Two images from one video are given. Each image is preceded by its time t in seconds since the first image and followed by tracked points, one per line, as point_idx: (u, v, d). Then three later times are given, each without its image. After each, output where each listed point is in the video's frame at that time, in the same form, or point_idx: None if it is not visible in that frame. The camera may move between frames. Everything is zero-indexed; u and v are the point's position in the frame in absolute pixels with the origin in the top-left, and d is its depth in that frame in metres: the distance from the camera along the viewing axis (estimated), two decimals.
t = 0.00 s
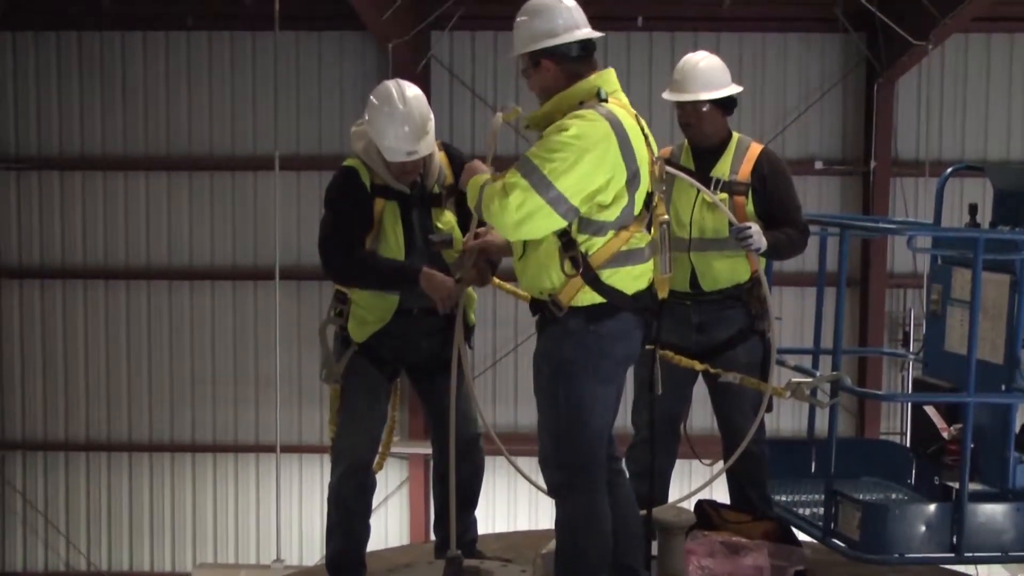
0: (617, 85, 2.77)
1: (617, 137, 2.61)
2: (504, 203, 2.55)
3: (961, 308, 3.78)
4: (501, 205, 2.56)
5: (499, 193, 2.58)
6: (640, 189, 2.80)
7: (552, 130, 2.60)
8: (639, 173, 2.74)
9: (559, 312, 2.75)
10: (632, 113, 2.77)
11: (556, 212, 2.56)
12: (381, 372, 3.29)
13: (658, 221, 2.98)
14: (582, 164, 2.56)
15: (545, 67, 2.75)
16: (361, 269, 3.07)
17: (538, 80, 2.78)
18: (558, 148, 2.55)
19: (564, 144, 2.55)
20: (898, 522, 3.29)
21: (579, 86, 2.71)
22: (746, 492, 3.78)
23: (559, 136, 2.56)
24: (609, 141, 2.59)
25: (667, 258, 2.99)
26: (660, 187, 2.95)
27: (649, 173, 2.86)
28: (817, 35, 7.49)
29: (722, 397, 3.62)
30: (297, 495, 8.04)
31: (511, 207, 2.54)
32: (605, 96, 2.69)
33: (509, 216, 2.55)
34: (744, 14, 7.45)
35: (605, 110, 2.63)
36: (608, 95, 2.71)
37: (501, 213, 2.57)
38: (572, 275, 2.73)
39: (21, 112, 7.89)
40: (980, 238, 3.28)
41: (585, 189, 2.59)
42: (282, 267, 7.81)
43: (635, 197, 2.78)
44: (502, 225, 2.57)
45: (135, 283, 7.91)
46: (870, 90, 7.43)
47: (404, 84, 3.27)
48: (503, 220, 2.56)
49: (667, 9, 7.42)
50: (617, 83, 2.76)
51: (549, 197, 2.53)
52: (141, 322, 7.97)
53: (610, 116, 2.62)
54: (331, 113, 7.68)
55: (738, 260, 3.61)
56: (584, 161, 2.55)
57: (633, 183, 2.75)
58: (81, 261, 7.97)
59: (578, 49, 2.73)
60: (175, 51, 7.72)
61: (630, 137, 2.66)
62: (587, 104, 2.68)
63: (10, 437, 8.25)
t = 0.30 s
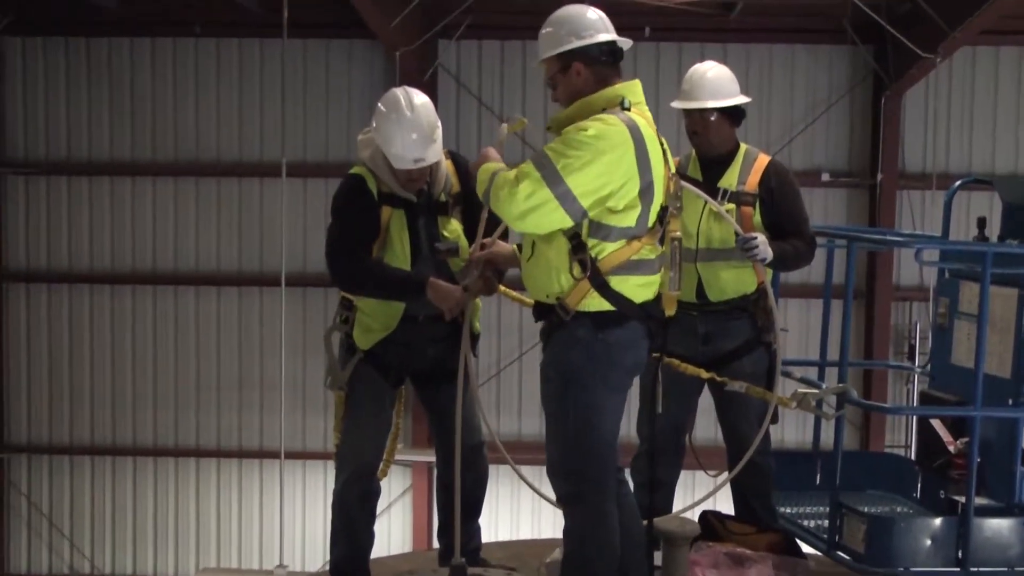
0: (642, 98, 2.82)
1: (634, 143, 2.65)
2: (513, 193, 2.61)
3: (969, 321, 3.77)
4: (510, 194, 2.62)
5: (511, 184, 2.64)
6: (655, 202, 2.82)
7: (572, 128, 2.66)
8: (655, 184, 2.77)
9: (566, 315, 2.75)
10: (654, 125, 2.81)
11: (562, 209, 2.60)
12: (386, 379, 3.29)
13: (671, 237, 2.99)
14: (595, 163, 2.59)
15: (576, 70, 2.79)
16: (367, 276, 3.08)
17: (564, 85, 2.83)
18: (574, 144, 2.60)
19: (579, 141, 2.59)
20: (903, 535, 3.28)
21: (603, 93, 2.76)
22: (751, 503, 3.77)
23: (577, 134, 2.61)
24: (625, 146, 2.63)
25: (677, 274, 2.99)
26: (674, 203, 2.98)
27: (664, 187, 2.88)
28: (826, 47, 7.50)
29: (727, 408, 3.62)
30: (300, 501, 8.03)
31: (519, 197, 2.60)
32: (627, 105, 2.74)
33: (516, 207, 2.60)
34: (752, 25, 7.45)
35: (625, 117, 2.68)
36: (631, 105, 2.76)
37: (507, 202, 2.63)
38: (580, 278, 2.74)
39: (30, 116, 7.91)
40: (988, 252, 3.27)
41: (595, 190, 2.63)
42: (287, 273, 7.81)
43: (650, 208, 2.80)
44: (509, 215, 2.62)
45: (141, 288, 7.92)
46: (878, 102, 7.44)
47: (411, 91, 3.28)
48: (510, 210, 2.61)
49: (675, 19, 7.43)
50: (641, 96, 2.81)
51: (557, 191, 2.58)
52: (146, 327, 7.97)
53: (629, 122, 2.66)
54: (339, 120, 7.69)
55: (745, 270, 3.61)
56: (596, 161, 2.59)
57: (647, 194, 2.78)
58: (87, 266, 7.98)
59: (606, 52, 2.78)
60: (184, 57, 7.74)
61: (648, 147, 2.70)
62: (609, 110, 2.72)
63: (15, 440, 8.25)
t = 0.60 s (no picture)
0: (661, 95, 2.83)
1: (656, 142, 2.66)
2: (540, 197, 2.61)
3: (986, 320, 3.77)
4: (537, 199, 2.61)
5: (536, 188, 2.64)
6: (674, 200, 2.83)
7: (596, 129, 2.66)
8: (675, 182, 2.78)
9: (585, 313, 2.76)
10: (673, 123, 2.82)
11: (591, 213, 2.61)
12: (404, 376, 3.30)
13: (689, 236, 3.00)
14: (620, 164, 2.60)
15: (599, 67, 2.80)
16: (385, 268, 3.09)
17: (585, 82, 2.84)
18: (599, 146, 2.60)
19: (604, 143, 2.60)
20: (919, 535, 3.28)
21: (623, 91, 2.77)
22: (766, 502, 3.77)
23: (601, 135, 2.61)
24: (649, 145, 2.64)
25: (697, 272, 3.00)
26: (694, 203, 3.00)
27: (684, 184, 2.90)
28: (841, 46, 7.49)
29: (743, 408, 3.63)
30: (316, 497, 8.06)
31: (547, 201, 2.60)
32: (648, 104, 2.75)
33: (544, 211, 2.60)
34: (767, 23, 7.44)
35: (648, 115, 2.69)
36: (651, 104, 2.77)
37: (536, 210, 2.62)
38: (601, 276, 2.74)
39: (48, 113, 7.95)
40: (1006, 251, 3.27)
41: (622, 191, 2.64)
42: (303, 269, 7.83)
43: (671, 206, 2.81)
44: (537, 220, 2.62)
45: (157, 285, 7.95)
46: (892, 102, 7.43)
47: (430, 85, 3.30)
48: (538, 215, 2.61)
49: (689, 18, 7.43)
50: (659, 93, 2.82)
51: (585, 195, 2.59)
52: (161, 325, 8.00)
53: (651, 121, 2.67)
54: (354, 118, 7.70)
55: (760, 269, 3.62)
56: (622, 162, 2.60)
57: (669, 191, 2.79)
58: (103, 262, 8.01)
59: (629, 51, 2.79)
60: (200, 54, 7.77)
61: (669, 145, 2.71)
62: (631, 109, 2.73)
63: (32, 435, 8.29)
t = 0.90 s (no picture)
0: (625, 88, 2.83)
1: (624, 136, 2.66)
2: (511, 195, 2.59)
3: (950, 313, 3.80)
4: (508, 197, 2.59)
5: (506, 186, 2.62)
6: (641, 192, 2.83)
7: (564, 124, 2.64)
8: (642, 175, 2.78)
9: (553, 308, 2.74)
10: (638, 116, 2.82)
11: (563, 209, 2.60)
12: (371, 371, 3.27)
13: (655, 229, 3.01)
14: (590, 159, 2.60)
15: (592, 58, 2.82)
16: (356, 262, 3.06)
17: (574, 63, 2.79)
18: (568, 142, 2.59)
19: (573, 139, 2.59)
20: (886, 527, 3.30)
21: (590, 85, 2.75)
22: (735, 497, 3.78)
23: (570, 131, 2.60)
24: (617, 139, 2.63)
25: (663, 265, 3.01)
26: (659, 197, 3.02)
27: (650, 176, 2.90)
28: (807, 43, 7.54)
29: (710, 402, 3.64)
30: (283, 494, 7.99)
31: (518, 198, 2.58)
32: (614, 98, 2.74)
33: (516, 209, 2.59)
34: (734, 20, 7.48)
35: (614, 109, 2.68)
36: (616, 97, 2.76)
37: (507, 208, 2.60)
38: (568, 271, 2.74)
39: (8, 106, 7.82)
40: (971, 245, 3.29)
41: (592, 186, 2.63)
42: (270, 265, 7.76)
43: (637, 199, 2.81)
44: (509, 218, 2.60)
45: (121, 281, 7.84)
46: (857, 100, 7.49)
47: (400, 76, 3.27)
48: (509, 213, 2.59)
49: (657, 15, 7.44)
50: (623, 87, 2.81)
51: (556, 192, 2.58)
52: (125, 323, 7.90)
53: (618, 115, 2.67)
54: (321, 113, 7.64)
55: (728, 264, 3.61)
56: (592, 157, 2.59)
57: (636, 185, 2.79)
58: (66, 258, 7.89)
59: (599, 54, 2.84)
60: (165, 46, 7.67)
61: (636, 139, 2.71)
62: (597, 103, 2.72)
63: None
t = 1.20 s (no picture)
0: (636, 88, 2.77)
1: (641, 136, 2.60)
2: (529, 200, 2.52)
3: (978, 312, 3.70)
4: (526, 203, 2.52)
5: (523, 191, 2.55)
6: (659, 191, 2.76)
7: (579, 127, 2.58)
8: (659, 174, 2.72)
9: (572, 314, 2.67)
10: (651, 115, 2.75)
11: (582, 212, 2.53)
12: (387, 380, 3.21)
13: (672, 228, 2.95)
14: (609, 161, 2.53)
15: (603, 58, 2.75)
16: (368, 266, 3.01)
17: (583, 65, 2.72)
18: (585, 145, 2.52)
19: (591, 141, 2.52)
20: (915, 532, 3.21)
21: (602, 86, 2.69)
22: (759, 504, 3.69)
23: (587, 133, 2.53)
24: (635, 140, 2.57)
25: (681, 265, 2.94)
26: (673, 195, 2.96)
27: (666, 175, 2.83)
28: (825, 37, 7.44)
29: (732, 406, 3.56)
30: (299, 506, 7.95)
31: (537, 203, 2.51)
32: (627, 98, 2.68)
33: (535, 214, 2.52)
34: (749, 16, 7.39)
35: (630, 109, 2.61)
36: (629, 98, 2.70)
37: (525, 212, 2.53)
38: (587, 275, 2.67)
39: (19, 118, 7.82)
40: (997, 242, 3.20)
41: (611, 188, 2.57)
42: (282, 274, 7.72)
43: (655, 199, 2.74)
44: (528, 224, 2.53)
45: (136, 292, 7.83)
46: (877, 93, 7.38)
47: (415, 78, 3.23)
48: (528, 219, 2.52)
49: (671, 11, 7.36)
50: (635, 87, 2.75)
51: (575, 195, 2.51)
52: (140, 334, 7.88)
53: (633, 115, 2.60)
54: (334, 119, 7.60)
55: (749, 266, 3.55)
56: (610, 159, 2.53)
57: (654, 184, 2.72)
58: (80, 269, 7.88)
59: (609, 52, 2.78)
60: (175, 54, 7.65)
61: (652, 139, 2.65)
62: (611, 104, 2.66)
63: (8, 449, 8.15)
